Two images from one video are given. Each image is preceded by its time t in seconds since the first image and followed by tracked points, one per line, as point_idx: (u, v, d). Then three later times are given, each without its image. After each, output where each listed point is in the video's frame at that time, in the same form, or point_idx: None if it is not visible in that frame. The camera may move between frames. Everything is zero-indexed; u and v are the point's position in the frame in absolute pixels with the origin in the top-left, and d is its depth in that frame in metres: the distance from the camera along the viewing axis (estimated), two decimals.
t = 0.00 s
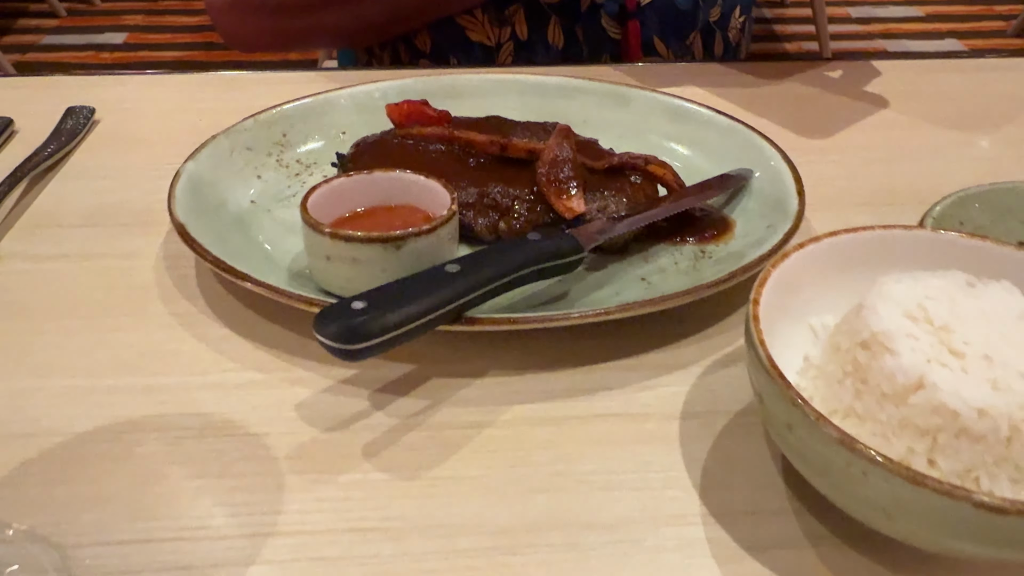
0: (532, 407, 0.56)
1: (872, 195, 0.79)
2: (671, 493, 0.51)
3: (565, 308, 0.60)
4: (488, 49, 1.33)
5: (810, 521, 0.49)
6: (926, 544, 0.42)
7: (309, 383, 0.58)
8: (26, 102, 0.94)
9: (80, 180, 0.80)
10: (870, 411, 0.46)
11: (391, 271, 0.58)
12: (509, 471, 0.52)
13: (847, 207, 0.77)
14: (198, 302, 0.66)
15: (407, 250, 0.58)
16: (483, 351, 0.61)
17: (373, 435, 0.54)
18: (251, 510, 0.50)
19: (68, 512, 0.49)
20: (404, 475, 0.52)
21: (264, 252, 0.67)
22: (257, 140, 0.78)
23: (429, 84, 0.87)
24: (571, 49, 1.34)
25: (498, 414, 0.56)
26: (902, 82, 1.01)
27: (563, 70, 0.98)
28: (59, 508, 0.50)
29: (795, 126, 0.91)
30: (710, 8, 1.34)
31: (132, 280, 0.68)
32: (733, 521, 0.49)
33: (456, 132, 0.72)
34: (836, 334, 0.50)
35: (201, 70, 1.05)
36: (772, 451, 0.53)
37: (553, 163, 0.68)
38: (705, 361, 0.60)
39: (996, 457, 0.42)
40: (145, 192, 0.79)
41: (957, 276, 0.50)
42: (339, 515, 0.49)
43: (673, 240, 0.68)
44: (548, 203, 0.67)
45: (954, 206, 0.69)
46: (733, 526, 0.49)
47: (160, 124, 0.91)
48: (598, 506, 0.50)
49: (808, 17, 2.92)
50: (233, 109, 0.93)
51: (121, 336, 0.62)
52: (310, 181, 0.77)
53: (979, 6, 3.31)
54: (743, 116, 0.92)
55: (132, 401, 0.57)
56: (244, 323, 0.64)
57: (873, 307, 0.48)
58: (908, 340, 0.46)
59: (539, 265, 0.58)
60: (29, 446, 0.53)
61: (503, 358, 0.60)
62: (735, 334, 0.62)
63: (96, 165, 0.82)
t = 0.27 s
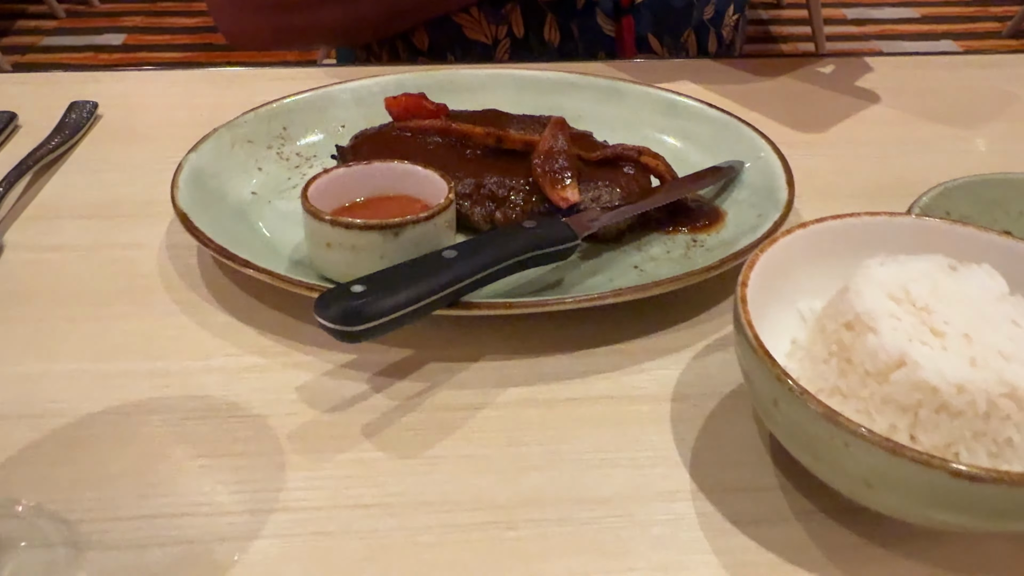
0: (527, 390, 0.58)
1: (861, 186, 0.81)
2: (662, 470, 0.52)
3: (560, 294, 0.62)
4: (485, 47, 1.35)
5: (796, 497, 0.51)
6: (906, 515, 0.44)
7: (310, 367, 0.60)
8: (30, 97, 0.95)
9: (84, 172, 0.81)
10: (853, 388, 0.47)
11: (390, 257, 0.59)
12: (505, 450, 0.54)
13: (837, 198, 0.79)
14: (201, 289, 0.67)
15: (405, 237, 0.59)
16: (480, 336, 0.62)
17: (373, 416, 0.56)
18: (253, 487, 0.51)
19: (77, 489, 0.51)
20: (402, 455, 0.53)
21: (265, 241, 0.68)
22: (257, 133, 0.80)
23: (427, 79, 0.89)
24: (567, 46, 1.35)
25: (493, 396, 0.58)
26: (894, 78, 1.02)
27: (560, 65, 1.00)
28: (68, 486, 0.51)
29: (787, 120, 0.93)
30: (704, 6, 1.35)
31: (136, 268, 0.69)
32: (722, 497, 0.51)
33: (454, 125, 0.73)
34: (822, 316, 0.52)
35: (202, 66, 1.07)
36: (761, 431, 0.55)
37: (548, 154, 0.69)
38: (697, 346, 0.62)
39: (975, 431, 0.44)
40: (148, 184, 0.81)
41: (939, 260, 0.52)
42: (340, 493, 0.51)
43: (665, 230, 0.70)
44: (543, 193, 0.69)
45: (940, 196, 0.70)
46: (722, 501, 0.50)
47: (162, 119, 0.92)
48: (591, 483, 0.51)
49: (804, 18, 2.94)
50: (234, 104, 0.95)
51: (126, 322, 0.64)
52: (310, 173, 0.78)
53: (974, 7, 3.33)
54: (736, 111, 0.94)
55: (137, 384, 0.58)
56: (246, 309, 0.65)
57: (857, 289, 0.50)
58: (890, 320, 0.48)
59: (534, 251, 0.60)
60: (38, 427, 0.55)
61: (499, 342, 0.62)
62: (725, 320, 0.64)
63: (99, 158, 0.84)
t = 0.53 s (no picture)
0: (525, 375, 0.59)
1: (855, 179, 0.82)
2: (656, 451, 0.54)
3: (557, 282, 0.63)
4: (486, 45, 1.37)
5: (786, 476, 0.52)
6: (891, 490, 0.45)
7: (313, 353, 0.61)
8: (37, 95, 0.97)
9: (91, 167, 0.83)
10: (840, 369, 0.49)
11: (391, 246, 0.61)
12: (503, 432, 0.55)
13: (830, 191, 0.80)
14: (207, 279, 0.69)
15: (406, 226, 0.61)
16: (480, 324, 0.64)
17: (374, 400, 0.57)
18: (258, 467, 0.53)
19: (87, 469, 0.52)
20: (403, 436, 0.55)
21: (269, 232, 0.70)
22: (261, 128, 0.81)
23: (428, 75, 0.90)
24: (566, 45, 1.38)
25: (492, 380, 0.59)
26: (888, 74, 1.04)
27: (558, 62, 1.02)
28: (78, 467, 0.53)
29: (782, 115, 0.95)
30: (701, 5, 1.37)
31: (143, 259, 0.71)
32: (714, 477, 0.52)
33: (454, 119, 0.75)
34: (811, 301, 0.53)
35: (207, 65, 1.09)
36: (753, 413, 0.56)
37: (545, 147, 0.71)
38: (691, 332, 0.63)
39: (958, 409, 0.45)
40: (154, 178, 0.82)
41: (925, 246, 0.53)
42: (343, 473, 0.52)
43: (661, 221, 0.71)
44: (541, 185, 0.70)
45: (930, 188, 0.72)
46: (714, 480, 0.52)
47: (168, 115, 0.94)
48: (587, 464, 0.53)
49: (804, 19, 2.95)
50: (238, 101, 0.97)
51: (134, 310, 0.65)
52: (313, 166, 0.80)
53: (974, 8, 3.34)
54: (732, 106, 0.95)
55: (145, 370, 0.60)
56: (251, 298, 0.67)
57: (845, 274, 0.51)
58: (876, 302, 0.49)
59: (531, 240, 0.61)
60: (48, 410, 0.57)
61: (498, 329, 0.63)
62: (719, 307, 0.65)
63: (106, 154, 0.85)
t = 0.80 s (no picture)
0: (525, 356, 0.61)
1: (850, 169, 0.84)
2: (653, 429, 0.55)
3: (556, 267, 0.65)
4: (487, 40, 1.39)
5: (779, 453, 0.54)
6: (880, 462, 0.46)
7: (318, 336, 0.63)
8: (46, 89, 0.98)
9: (100, 158, 0.85)
10: (832, 347, 0.50)
11: (394, 231, 0.62)
12: (504, 411, 0.56)
13: (827, 180, 0.82)
14: (214, 265, 0.70)
15: (408, 212, 0.62)
16: (481, 307, 0.65)
17: (378, 380, 0.59)
18: (265, 444, 0.54)
19: (99, 446, 0.54)
20: (406, 415, 0.56)
21: (275, 220, 0.71)
22: (267, 119, 0.83)
23: (430, 68, 0.92)
24: (566, 39, 1.41)
25: (493, 362, 0.60)
26: (885, 68, 1.05)
27: (559, 56, 1.03)
28: (91, 444, 0.54)
29: (780, 108, 0.96)
30: None
31: (152, 246, 0.72)
32: (709, 453, 0.53)
33: (456, 110, 0.76)
34: (804, 282, 0.55)
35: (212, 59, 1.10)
36: (747, 393, 0.57)
37: (545, 137, 0.72)
38: (688, 316, 0.64)
39: (945, 384, 0.47)
40: (161, 169, 0.84)
41: (915, 229, 0.55)
42: (348, 449, 0.54)
43: (659, 208, 0.73)
44: (541, 173, 0.72)
45: (923, 177, 0.73)
46: (709, 456, 0.53)
47: (175, 108, 0.95)
48: (585, 441, 0.54)
49: (806, 18, 2.96)
50: (244, 94, 0.98)
51: (143, 295, 0.67)
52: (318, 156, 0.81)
53: (976, 7, 3.35)
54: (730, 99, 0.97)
55: (154, 352, 0.61)
56: (257, 284, 0.68)
57: (836, 255, 0.53)
58: (866, 282, 0.50)
59: (531, 225, 0.63)
60: (60, 390, 0.58)
61: (499, 313, 0.65)
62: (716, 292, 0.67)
63: (115, 145, 0.87)
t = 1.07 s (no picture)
0: (528, 330, 0.62)
1: (848, 151, 0.85)
2: (652, 398, 0.56)
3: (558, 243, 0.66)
4: (490, 29, 1.43)
5: (775, 420, 0.55)
6: (872, 425, 0.48)
7: (325, 310, 0.64)
8: (57, 76, 1.00)
9: (111, 142, 0.86)
10: (826, 316, 0.51)
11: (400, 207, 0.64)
12: (507, 381, 0.58)
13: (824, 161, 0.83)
14: (223, 244, 0.72)
15: (414, 188, 0.64)
16: (484, 283, 0.67)
17: (384, 352, 0.60)
18: (275, 412, 0.56)
19: (114, 414, 0.55)
20: (412, 385, 0.58)
21: (283, 199, 0.73)
22: (274, 103, 0.84)
23: (434, 54, 0.93)
24: (568, 27, 1.44)
25: (496, 334, 0.62)
26: (883, 54, 1.06)
27: (561, 43, 1.05)
28: (106, 412, 0.56)
29: (779, 93, 0.97)
30: None
31: (163, 226, 0.74)
32: (707, 420, 0.55)
33: (460, 92, 0.78)
34: (800, 255, 0.56)
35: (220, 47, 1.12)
36: (745, 364, 0.59)
37: (548, 117, 0.74)
38: (687, 291, 0.66)
39: (936, 350, 0.48)
40: (171, 152, 0.85)
41: (909, 202, 0.56)
42: (355, 417, 0.55)
43: (659, 188, 0.74)
44: (543, 153, 0.73)
45: (919, 157, 0.74)
46: (706, 424, 0.55)
47: (183, 94, 0.97)
48: (586, 409, 0.56)
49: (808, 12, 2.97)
50: (251, 81, 1.00)
51: (154, 272, 0.68)
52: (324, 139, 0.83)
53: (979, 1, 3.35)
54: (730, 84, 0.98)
55: (166, 326, 0.63)
56: (265, 261, 0.70)
57: (831, 227, 0.54)
58: (860, 252, 0.52)
59: (533, 202, 0.64)
60: (75, 362, 0.60)
61: (502, 288, 0.66)
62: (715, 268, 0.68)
63: (124, 129, 0.88)
